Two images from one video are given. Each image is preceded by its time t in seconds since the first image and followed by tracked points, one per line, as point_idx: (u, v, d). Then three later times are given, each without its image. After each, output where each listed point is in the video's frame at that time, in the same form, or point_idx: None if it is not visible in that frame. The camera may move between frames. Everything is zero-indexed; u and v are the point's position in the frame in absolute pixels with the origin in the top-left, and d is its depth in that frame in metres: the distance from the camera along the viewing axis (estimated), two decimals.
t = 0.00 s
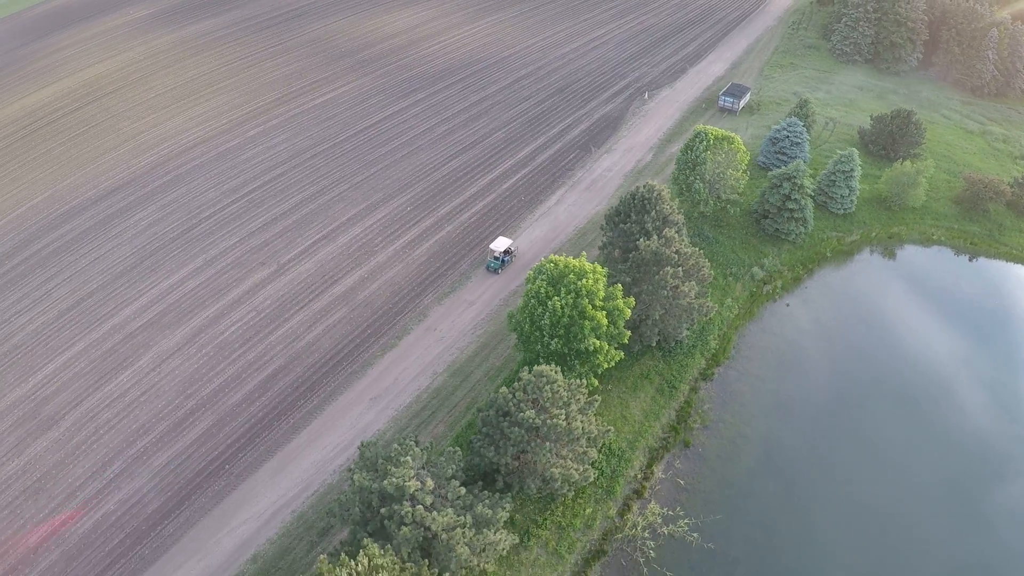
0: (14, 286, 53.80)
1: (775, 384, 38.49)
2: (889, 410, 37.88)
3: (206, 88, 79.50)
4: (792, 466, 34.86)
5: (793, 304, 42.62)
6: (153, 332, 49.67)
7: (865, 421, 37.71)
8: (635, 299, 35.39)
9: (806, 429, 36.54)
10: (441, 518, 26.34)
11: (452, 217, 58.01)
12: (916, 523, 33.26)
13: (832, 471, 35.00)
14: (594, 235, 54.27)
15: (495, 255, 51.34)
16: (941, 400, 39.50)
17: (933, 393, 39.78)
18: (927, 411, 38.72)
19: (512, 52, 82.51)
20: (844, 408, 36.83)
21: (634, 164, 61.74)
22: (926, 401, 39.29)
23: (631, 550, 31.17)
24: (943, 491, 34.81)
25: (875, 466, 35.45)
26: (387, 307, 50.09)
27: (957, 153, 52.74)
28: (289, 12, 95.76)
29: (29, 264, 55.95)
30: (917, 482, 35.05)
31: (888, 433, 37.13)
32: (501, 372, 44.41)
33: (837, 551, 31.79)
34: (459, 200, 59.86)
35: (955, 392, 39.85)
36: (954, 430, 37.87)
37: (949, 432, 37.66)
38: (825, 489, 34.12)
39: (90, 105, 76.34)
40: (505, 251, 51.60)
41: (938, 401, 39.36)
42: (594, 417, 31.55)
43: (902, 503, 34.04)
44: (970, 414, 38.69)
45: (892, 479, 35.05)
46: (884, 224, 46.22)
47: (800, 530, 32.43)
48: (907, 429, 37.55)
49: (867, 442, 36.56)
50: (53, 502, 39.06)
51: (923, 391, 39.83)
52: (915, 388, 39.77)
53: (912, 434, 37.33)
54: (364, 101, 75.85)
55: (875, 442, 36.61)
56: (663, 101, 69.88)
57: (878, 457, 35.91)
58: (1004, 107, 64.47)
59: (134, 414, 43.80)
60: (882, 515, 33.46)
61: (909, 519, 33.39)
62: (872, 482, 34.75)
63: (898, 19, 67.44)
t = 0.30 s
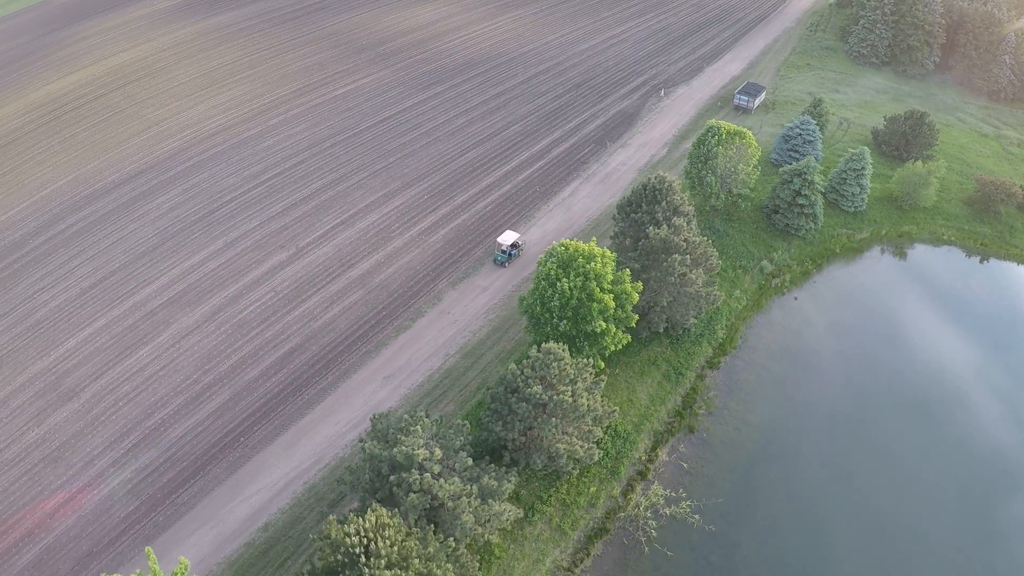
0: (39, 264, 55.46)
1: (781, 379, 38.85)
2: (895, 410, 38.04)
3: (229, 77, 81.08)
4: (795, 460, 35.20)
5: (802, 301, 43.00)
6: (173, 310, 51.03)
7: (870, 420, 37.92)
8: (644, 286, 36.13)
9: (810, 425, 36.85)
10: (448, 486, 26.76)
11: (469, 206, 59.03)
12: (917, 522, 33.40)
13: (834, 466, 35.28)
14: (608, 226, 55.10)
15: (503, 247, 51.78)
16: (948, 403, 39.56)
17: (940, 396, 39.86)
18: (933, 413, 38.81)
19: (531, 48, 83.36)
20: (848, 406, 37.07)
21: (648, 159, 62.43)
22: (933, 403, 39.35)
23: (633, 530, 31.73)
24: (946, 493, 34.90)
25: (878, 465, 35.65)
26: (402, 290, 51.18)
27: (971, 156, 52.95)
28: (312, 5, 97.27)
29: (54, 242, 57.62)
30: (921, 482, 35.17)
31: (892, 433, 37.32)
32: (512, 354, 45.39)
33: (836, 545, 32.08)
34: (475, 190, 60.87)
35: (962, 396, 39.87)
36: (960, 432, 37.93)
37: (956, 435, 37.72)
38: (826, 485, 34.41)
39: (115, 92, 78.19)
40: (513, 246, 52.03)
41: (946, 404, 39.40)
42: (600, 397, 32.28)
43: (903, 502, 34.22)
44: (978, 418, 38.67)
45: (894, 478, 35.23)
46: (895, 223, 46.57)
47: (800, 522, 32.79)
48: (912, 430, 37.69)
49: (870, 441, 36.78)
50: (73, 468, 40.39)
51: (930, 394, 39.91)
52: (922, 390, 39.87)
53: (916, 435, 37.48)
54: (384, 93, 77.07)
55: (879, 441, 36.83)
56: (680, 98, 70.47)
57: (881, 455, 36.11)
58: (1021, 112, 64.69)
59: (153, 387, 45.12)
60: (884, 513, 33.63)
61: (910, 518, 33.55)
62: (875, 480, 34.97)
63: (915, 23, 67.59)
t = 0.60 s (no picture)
0: (63, 246, 57.09)
1: (786, 375, 39.21)
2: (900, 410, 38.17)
3: (250, 70, 82.71)
4: (797, 455, 35.54)
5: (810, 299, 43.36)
6: (191, 292, 52.39)
7: (874, 419, 38.15)
8: (651, 275, 36.90)
9: (813, 421, 37.18)
10: (455, 459, 27.24)
11: (483, 198, 60.05)
12: (919, 521, 33.52)
13: (836, 462, 35.59)
14: (621, 220, 56.00)
15: (509, 244, 52.02)
16: (955, 405, 39.52)
17: (947, 398, 39.85)
18: (939, 414, 38.87)
19: (549, 47, 84.31)
20: (853, 404, 37.34)
21: (661, 157, 63.24)
22: (939, 405, 39.35)
23: (636, 512, 32.22)
24: (950, 493, 34.93)
25: (880, 461, 35.93)
26: (416, 277, 52.29)
27: (983, 160, 53.34)
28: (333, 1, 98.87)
29: (77, 226, 59.26)
30: (923, 481, 35.27)
31: (896, 432, 37.48)
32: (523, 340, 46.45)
33: (835, 538, 32.36)
34: (490, 183, 61.91)
35: (970, 399, 39.80)
36: (966, 434, 37.88)
37: (962, 436, 37.70)
38: (828, 480, 34.69)
39: (138, 83, 80.02)
40: (519, 241, 52.31)
41: (953, 406, 39.35)
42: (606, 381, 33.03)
43: (904, 499, 34.36)
44: (985, 421, 38.57)
45: (895, 475, 35.44)
46: (904, 223, 47.14)
47: (801, 514, 33.14)
48: (917, 430, 37.80)
49: (874, 439, 37.01)
50: (92, 440, 41.70)
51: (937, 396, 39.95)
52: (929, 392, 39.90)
53: (921, 435, 37.59)
54: (403, 88, 78.35)
55: (882, 440, 37.04)
56: (694, 98, 71.17)
57: (884, 453, 36.31)
58: None
59: (171, 365, 46.44)
60: (885, 509, 33.81)
61: (911, 516, 33.69)
62: (876, 477, 35.17)
63: (930, 28, 67.80)
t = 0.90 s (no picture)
0: (82, 234, 58.54)
1: (790, 375, 39.51)
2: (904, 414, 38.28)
3: (268, 67, 84.22)
4: (799, 454, 35.80)
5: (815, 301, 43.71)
6: (207, 280, 53.56)
7: (877, 422, 38.30)
8: (657, 269, 37.54)
9: (816, 421, 37.44)
10: (460, 438, 27.93)
11: (495, 194, 60.95)
12: (918, 524, 33.56)
13: (838, 462, 35.81)
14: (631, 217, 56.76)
15: (512, 243, 52.26)
16: (960, 413, 39.51)
17: (952, 405, 39.83)
18: (943, 421, 38.86)
19: (563, 49, 85.25)
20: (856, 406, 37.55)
21: (671, 158, 63.92)
22: (944, 411, 39.36)
23: (638, 499, 32.66)
24: (952, 499, 34.92)
25: (880, 461, 36.17)
26: (427, 270, 53.22)
27: (992, 166, 53.69)
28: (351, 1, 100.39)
29: (97, 215, 60.76)
30: (925, 486, 35.30)
31: (898, 435, 37.66)
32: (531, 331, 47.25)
33: (834, 536, 32.56)
34: (502, 180, 62.83)
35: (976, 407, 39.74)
36: (971, 442, 37.83)
37: (966, 444, 37.65)
38: (829, 480, 34.91)
39: (157, 78, 81.70)
40: (522, 241, 52.55)
41: (959, 414, 39.33)
42: (610, 369, 33.70)
43: (905, 502, 34.43)
44: (991, 429, 38.45)
45: (896, 476, 35.64)
46: (911, 226, 47.63)
47: (801, 510, 33.43)
48: (921, 435, 37.82)
49: (876, 442, 37.15)
50: (107, 420, 42.83)
51: (942, 402, 39.96)
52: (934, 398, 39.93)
53: (924, 440, 37.66)
54: (418, 87, 79.53)
55: (883, 441, 37.24)
56: (706, 101, 71.81)
57: (886, 457, 36.45)
58: None
59: (186, 350, 47.58)
60: (885, 511, 33.92)
61: (911, 519, 33.75)
62: (876, 477, 35.39)
63: (942, 34, 68.12)
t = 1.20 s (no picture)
0: (94, 227, 59.55)
1: (792, 379, 39.54)
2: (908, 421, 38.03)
3: (279, 67, 85.33)
4: (798, 457, 35.86)
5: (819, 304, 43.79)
6: (216, 273, 54.37)
7: (877, 426, 38.28)
8: (659, 265, 37.96)
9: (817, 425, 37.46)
10: (461, 425, 28.43)
11: (502, 193, 61.56)
12: (917, 532, 33.38)
13: (838, 466, 35.78)
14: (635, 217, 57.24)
15: (511, 244, 52.52)
16: (963, 420, 39.34)
17: (957, 414, 39.51)
18: (947, 429, 38.59)
19: (571, 52, 85.93)
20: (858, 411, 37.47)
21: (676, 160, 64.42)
22: (948, 420, 39.05)
23: (636, 491, 32.96)
24: (952, 507, 34.70)
25: (879, 464, 36.19)
26: (433, 266, 53.84)
27: (997, 170, 53.88)
28: (363, 2, 101.55)
29: (109, 209, 61.78)
30: (926, 493, 35.10)
31: (898, 438, 37.68)
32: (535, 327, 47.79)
33: (831, 539, 32.58)
34: (508, 179, 63.44)
35: (981, 416, 39.40)
36: (975, 450, 37.51)
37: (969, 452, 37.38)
38: (828, 484, 34.90)
39: (170, 77, 82.90)
40: (522, 242, 52.80)
41: (962, 422, 39.05)
42: (610, 362, 34.11)
43: (905, 509, 34.27)
44: (996, 439, 38.09)
45: (894, 479, 35.64)
46: (913, 228, 47.89)
47: (799, 512, 33.47)
48: (922, 442, 37.67)
49: (875, 445, 37.16)
50: (116, 408, 43.60)
51: (946, 409, 39.71)
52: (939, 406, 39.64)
53: (927, 447, 37.47)
54: (427, 88, 80.38)
55: (883, 444, 37.28)
56: (712, 104, 72.29)
57: (886, 463, 36.37)
58: None
59: (194, 340, 48.35)
60: (884, 517, 33.83)
61: (910, 526, 33.59)
62: (874, 480, 35.43)
63: (949, 40, 68.36)
